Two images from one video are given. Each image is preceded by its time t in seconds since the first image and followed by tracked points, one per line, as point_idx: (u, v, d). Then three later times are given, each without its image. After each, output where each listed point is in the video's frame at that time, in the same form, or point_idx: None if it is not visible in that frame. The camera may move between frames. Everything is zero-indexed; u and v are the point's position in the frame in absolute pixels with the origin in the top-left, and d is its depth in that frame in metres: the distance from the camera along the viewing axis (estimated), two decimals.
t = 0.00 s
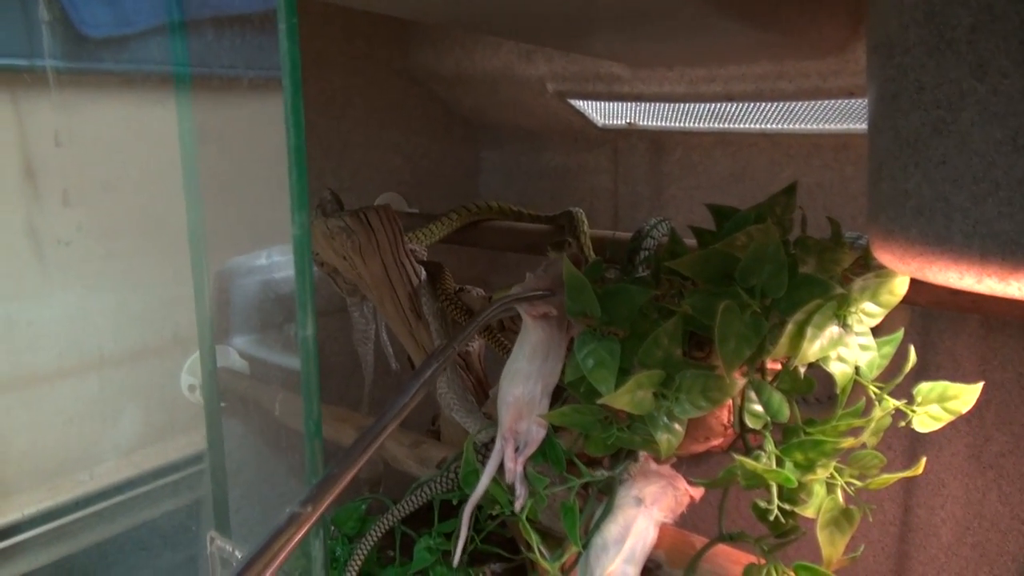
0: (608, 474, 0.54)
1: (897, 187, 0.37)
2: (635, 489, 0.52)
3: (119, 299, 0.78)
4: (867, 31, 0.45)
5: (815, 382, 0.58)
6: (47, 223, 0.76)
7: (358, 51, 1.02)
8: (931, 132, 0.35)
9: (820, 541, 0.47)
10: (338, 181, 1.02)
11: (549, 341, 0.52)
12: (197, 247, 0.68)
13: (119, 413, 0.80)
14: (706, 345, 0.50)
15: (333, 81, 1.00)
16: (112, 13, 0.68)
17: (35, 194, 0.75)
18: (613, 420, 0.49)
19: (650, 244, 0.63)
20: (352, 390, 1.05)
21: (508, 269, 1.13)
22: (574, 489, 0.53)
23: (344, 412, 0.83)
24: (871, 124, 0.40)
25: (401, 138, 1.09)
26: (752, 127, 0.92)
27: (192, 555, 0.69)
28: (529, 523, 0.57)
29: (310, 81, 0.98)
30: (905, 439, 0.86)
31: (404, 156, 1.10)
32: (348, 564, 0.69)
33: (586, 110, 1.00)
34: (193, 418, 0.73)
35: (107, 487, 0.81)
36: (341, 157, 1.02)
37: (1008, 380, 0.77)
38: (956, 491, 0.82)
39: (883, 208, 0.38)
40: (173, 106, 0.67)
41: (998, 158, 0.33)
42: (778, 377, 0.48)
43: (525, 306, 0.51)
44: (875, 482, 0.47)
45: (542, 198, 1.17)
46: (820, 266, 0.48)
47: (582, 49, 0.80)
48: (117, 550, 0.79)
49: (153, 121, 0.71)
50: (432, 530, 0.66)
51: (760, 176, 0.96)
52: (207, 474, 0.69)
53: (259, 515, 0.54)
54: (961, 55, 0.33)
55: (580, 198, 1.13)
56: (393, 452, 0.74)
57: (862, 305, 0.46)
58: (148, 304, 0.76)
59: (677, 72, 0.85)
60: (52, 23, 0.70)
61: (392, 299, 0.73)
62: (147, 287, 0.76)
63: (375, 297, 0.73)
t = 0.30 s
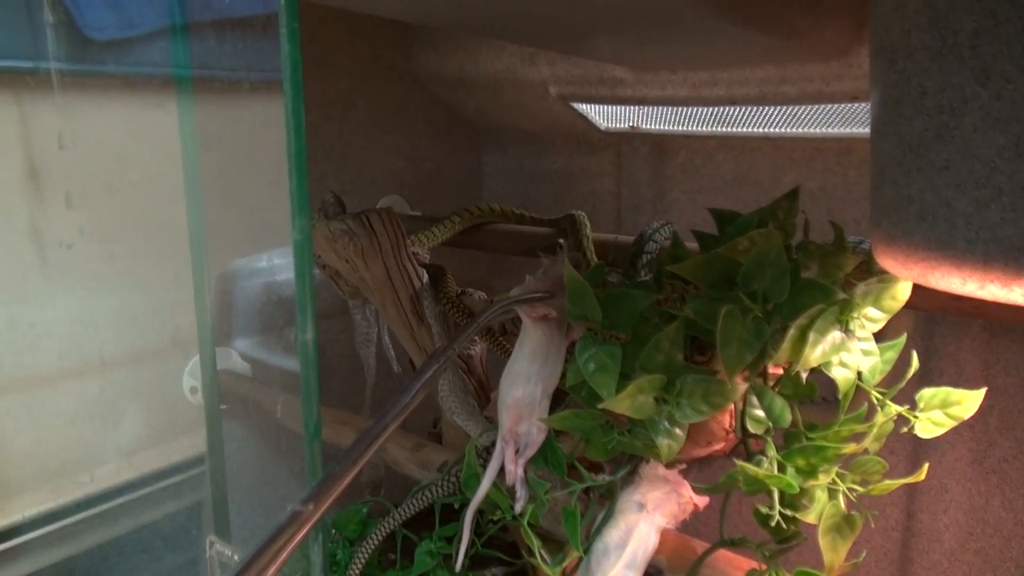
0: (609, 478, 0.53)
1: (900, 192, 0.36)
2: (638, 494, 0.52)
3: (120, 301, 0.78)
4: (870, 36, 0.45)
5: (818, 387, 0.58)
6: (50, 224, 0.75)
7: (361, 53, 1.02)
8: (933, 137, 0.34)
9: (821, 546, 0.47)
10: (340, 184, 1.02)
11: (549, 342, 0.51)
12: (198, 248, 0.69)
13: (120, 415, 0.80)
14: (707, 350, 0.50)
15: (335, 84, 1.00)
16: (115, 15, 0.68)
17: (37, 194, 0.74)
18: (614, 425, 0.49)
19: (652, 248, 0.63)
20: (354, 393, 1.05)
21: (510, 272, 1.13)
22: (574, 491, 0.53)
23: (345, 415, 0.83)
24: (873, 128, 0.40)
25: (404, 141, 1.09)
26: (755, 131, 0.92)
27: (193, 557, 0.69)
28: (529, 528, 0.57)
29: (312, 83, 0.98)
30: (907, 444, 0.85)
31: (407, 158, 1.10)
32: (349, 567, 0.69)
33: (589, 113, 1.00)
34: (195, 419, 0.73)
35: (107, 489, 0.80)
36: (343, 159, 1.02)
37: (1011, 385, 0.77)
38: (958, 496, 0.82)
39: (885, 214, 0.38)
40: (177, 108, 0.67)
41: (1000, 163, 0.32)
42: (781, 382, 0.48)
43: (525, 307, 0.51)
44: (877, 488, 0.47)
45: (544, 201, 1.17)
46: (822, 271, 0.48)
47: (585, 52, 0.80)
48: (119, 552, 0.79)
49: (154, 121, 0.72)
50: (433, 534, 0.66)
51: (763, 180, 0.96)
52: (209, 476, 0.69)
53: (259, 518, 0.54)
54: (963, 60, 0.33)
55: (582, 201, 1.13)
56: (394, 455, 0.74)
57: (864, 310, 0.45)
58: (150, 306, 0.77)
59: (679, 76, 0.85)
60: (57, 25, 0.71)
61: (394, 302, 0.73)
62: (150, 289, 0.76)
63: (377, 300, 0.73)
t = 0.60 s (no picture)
0: (615, 484, 0.53)
1: (909, 201, 0.36)
2: (644, 501, 0.52)
3: (128, 303, 0.78)
4: (878, 44, 0.45)
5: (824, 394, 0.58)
6: (57, 227, 0.75)
7: (368, 57, 1.02)
8: (943, 146, 0.34)
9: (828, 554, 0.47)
10: (347, 187, 1.02)
11: (554, 348, 0.51)
12: (208, 251, 0.70)
13: (127, 417, 0.80)
14: (714, 356, 0.50)
15: (342, 87, 1.01)
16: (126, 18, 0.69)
17: (45, 196, 0.74)
18: (620, 431, 0.49)
19: (659, 254, 0.63)
20: (359, 396, 1.05)
21: (516, 276, 1.13)
22: (581, 500, 0.52)
23: (351, 418, 0.83)
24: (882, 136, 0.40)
25: (410, 144, 1.10)
26: (762, 136, 0.92)
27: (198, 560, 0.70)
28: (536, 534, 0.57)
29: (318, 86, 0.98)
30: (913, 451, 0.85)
31: (413, 162, 1.10)
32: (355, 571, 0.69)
33: (596, 118, 1.00)
34: (203, 420, 0.74)
35: (114, 490, 0.80)
36: (349, 163, 1.02)
37: (1018, 393, 0.77)
38: (964, 504, 0.81)
39: (894, 222, 0.38)
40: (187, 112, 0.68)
41: (1011, 173, 0.32)
42: (788, 390, 0.48)
43: (530, 313, 0.50)
44: (885, 496, 0.47)
45: (550, 205, 1.17)
46: (830, 278, 0.48)
47: (592, 57, 0.80)
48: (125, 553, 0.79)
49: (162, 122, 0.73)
50: (439, 538, 0.66)
51: (770, 185, 0.96)
52: (216, 477, 0.69)
53: (266, 521, 0.54)
54: (973, 70, 0.33)
55: (588, 205, 1.13)
56: (400, 459, 0.74)
57: (872, 318, 0.46)
58: (159, 307, 0.78)
59: (686, 81, 0.85)
60: (65, 28, 0.70)
61: (400, 305, 0.73)
62: (154, 290, 0.78)
63: (383, 303, 0.73)
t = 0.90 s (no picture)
0: (620, 487, 0.53)
1: (918, 207, 0.36)
2: (649, 506, 0.52)
3: (133, 301, 0.78)
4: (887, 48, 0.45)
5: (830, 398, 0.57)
6: (64, 224, 0.75)
7: (375, 58, 1.02)
8: (953, 151, 0.34)
9: (832, 561, 0.47)
10: (353, 188, 1.02)
11: (558, 352, 0.51)
12: (214, 250, 0.69)
13: (132, 414, 0.80)
14: (719, 360, 0.50)
15: (349, 88, 1.01)
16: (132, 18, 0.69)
17: (51, 194, 0.74)
18: (624, 433, 0.49)
19: (665, 257, 0.63)
20: (363, 396, 1.05)
21: (522, 278, 1.13)
22: (586, 503, 0.52)
23: (354, 418, 0.83)
24: (891, 140, 0.39)
25: (416, 146, 1.10)
26: (769, 140, 0.92)
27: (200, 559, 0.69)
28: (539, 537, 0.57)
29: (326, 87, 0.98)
30: (918, 457, 0.85)
31: (419, 163, 1.11)
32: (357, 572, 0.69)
33: (602, 120, 1.00)
34: (207, 420, 0.74)
35: (117, 488, 0.80)
36: (356, 163, 1.02)
37: None
38: (970, 511, 0.81)
39: (902, 228, 0.37)
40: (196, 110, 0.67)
41: (1021, 179, 0.32)
42: (794, 394, 0.48)
43: (534, 316, 0.50)
44: (891, 502, 0.47)
45: (556, 207, 1.17)
46: (836, 283, 0.48)
47: (600, 60, 0.80)
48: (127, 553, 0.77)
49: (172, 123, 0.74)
50: (441, 540, 0.66)
51: (776, 189, 0.96)
52: (219, 477, 0.69)
53: (268, 521, 0.54)
54: (984, 75, 0.33)
55: (594, 208, 1.13)
56: (403, 460, 0.74)
57: (879, 323, 0.45)
58: (164, 306, 0.78)
59: (693, 84, 0.85)
60: (74, 27, 0.70)
61: (405, 306, 0.73)
62: (161, 291, 0.78)
63: (388, 304, 0.74)
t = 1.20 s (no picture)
0: (624, 491, 0.53)
1: (923, 212, 0.36)
2: (653, 509, 0.52)
3: (140, 302, 0.79)
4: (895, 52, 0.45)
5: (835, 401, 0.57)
6: (72, 225, 0.75)
7: (383, 59, 1.03)
8: (958, 157, 0.34)
9: (836, 564, 0.47)
10: (360, 189, 1.02)
11: (557, 356, 0.51)
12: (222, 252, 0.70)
13: (138, 414, 0.80)
14: (724, 363, 0.50)
15: (357, 89, 1.01)
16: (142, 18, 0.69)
17: (60, 194, 0.74)
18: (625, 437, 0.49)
19: (671, 260, 0.63)
20: (368, 398, 1.05)
21: (527, 280, 1.13)
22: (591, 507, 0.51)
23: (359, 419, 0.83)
24: (897, 146, 0.39)
25: (423, 147, 1.10)
26: (775, 144, 0.92)
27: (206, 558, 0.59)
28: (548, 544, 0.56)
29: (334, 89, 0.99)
30: (924, 462, 0.85)
31: (426, 165, 1.11)
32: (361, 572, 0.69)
33: (609, 123, 1.00)
34: (214, 419, 0.74)
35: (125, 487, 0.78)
36: (362, 165, 1.03)
37: None
38: (975, 516, 0.81)
39: (907, 233, 0.37)
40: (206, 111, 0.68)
41: None
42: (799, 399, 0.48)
43: (533, 322, 0.51)
44: (895, 507, 0.46)
45: (562, 210, 1.17)
46: (842, 288, 0.48)
47: (607, 63, 0.80)
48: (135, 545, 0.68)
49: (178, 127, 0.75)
50: (445, 541, 0.66)
51: (783, 193, 0.96)
52: (227, 474, 0.70)
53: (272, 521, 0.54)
54: (990, 81, 0.33)
55: (599, 210, 1.13)
56: (408, 461, 0.74)
57: (884, 328, 0.45)
58: (173, 307, 0.79)
59: (700, 87, 0.85)
60: (84, 28, 0.71)
61: (411, 308, 0.73)
62: (169, 292, 0.79)
63: (394, 305, 0.74)
